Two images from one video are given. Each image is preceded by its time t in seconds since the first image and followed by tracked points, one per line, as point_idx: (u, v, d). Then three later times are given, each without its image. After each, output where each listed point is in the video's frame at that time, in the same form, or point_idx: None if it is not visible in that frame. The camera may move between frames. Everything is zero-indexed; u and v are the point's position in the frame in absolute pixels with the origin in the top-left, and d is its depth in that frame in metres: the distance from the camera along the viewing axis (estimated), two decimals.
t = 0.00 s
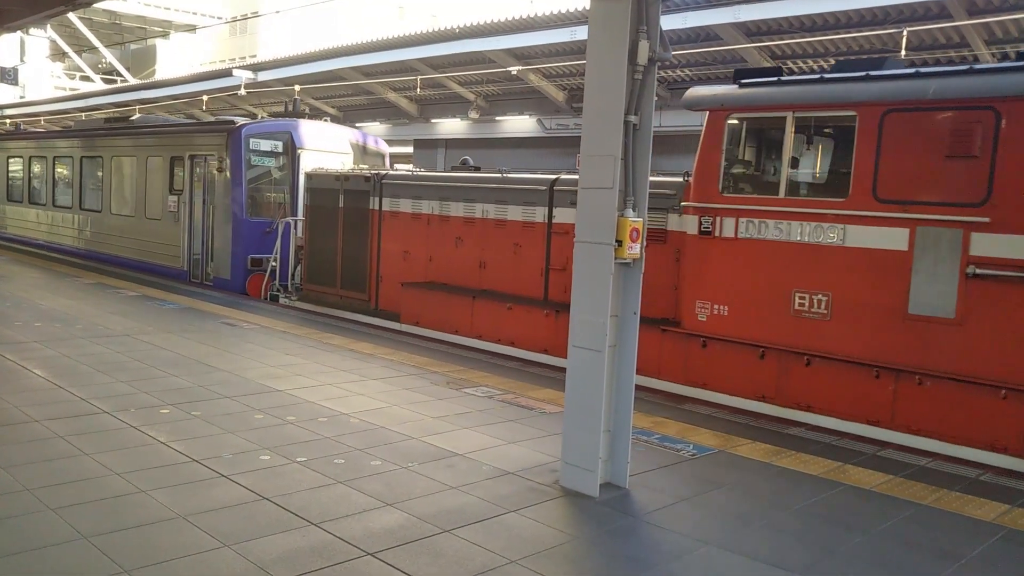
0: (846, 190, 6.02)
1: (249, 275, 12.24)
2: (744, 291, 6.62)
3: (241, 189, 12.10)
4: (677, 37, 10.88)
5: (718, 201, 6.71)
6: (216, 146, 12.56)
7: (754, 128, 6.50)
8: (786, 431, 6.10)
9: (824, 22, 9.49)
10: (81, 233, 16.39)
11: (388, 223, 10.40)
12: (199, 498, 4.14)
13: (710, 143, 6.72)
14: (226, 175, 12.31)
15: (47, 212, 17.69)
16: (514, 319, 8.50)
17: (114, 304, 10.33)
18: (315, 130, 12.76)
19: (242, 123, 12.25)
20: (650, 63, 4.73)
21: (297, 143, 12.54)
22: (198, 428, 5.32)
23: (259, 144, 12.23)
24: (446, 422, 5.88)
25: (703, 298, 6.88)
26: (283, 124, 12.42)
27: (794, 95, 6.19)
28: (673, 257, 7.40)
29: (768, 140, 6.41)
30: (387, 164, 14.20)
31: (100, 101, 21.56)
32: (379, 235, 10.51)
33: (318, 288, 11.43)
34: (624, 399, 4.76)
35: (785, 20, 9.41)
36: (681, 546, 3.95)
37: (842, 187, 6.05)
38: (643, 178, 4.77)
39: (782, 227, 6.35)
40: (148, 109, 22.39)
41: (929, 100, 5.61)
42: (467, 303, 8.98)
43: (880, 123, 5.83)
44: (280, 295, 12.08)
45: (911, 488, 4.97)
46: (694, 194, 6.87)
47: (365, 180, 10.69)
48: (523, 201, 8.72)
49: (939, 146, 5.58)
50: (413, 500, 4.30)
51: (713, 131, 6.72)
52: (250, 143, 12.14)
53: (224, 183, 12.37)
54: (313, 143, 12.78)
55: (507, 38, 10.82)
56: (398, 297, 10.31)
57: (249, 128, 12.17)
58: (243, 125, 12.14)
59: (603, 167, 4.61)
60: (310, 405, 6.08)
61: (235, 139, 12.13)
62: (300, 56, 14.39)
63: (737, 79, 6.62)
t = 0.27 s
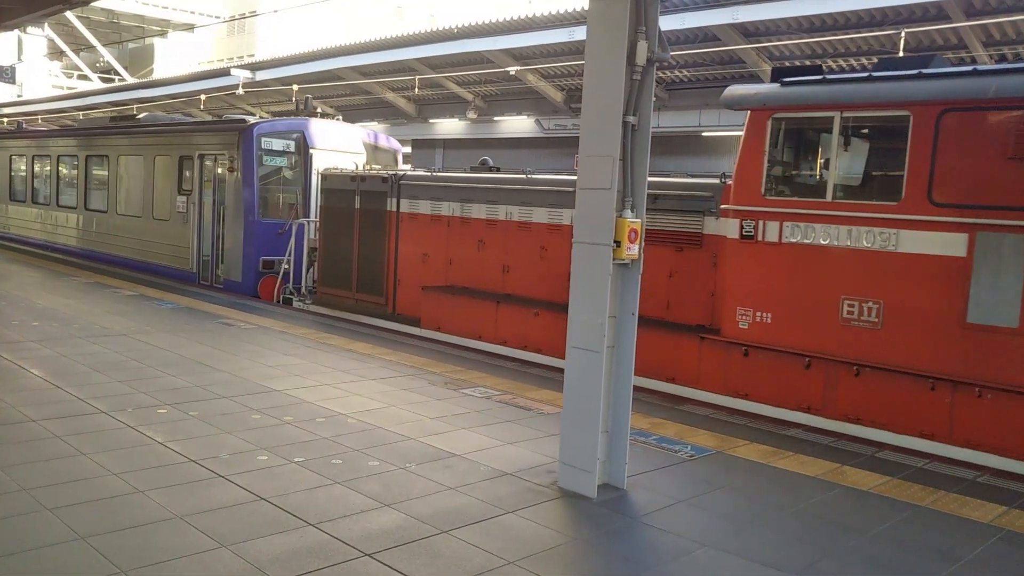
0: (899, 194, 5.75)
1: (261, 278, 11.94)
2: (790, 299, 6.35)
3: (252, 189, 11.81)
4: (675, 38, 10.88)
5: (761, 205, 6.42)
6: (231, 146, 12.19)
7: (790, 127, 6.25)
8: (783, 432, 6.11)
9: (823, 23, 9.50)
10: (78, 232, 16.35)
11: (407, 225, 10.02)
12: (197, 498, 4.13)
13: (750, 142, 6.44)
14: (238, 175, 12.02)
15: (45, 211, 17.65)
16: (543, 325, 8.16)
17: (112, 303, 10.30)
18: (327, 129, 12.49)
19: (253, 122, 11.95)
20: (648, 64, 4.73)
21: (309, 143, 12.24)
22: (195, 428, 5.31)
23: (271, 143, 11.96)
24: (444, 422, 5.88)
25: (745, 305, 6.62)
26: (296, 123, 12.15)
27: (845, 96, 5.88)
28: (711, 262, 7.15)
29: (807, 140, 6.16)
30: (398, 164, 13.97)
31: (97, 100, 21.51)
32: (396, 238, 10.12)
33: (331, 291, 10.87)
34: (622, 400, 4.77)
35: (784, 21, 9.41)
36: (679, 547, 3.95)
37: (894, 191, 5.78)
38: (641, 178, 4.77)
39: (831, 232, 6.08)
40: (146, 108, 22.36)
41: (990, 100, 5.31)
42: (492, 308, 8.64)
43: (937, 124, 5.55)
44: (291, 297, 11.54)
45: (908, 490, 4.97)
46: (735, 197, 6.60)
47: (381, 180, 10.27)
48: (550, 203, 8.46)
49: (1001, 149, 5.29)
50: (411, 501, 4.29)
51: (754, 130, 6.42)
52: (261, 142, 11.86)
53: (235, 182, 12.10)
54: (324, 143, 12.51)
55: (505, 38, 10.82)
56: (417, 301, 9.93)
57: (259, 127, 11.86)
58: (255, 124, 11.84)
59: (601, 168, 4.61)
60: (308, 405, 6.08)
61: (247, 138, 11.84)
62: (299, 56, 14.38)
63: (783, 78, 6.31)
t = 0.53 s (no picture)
0: (958, 197, 5.50)
1: (274, 281, 11.61)
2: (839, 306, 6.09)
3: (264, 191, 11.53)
4: (674, 39, 10.88)
5: (809, 208, 6.19)
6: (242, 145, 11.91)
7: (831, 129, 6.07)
8: (782, 432, 6.10)
9: (822, 23, 9.51)
10: (76, 233, 16.31)
11: (426, 228, 9.82)
12: (195, 499, 4.13)
13: (796, 142, 6.23)
14: (250, 176, 11.71)
15: (42, 212, 17.62)
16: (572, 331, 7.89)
17: (110, 304, 10.29)
18: (338, 129, 12.13)
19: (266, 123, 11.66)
20: (647, 64, 4.73)
21: (322, 143, 11.91)
22: (193, 429, 5.30)
23: (284, 144, 11.67)
24: (442, 423, 5.87)
25: (789, 313, 6.35)
26: (309, 123, 11.86)
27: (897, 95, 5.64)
28: (750, 267, 6.94)
29: (847, 142, 5.99)
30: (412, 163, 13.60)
31: (95, 101, 21.49)
32: (415, 241, 9.92)
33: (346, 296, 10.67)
34: (621, 400, 4.76)
35: (784, 21, 9.41)
36: (678, 548, 3.94)
37: (952, 194, 5.54)
38: (640, 179, 4.77)
39: (883, 237, 5.83)
40: (144, 108, 22.34)
41: None
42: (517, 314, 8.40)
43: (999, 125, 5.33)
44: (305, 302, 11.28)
45: (907, 490, 4.97)
46: (779, 200, 6.39)
47: (400, 181, 10.07)
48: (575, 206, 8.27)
49: None
50: (409, 502, 4.29)
51: (800, 131, 6.22)
52: (274, 143, 11.57)
53: (246, 184, 11.78)
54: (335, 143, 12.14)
55: (504, 38, 10.81)
56: (436, 305, 9.74)
57: (272, 128, 11.60)
58: (267, 125, 11.54)
59: (600, 169, 4.60)
60: (306, 406, 6.07)
61: (259, 139, 11.55)
62: (297, 56, 14.36)
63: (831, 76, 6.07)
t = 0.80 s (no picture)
0: None
1: (289, 285, 11.45)
2: (894, 312, 5.84)
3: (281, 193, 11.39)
4: (674, 39, 10.87)
5: (859, 212, 5.97)
6: (250, 145, 11.91)
7: (879, 126, 5.87)
8: (782, 432, 6.10)
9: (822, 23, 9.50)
10: (77, 234, 16.30)
11: (448, 231, 9.42)
12: (196, 500, 4.13)
13: (844, 141, 6.02)
14: (264, 178, 11.58)
15: (43, 213, 17.63)
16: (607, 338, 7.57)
17: (110, 305, 10.29)
18: (353, 129, 11.87)
19: (280, 123, 11.51)
20: (647, 64, 4.73)
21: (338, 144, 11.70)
22: (193, 430, 5.30)
23: (300, 144, 11.52)
24: (443, 423, 5.88)
25: (840, 318, 6.10)
26: (324, 124, 11.69)
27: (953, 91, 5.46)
28: (796, 271, 6.53)
29: (894, 141, 5.80)
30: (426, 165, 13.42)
31: (95, 102, 21.49)
32: (437, 244, 9.52)
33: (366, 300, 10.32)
34: (621, 400, 4.76)
35: (783, 21, 9.41)
36: (678, 548, 3.95)
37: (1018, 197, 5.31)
38: (640, 178, 4.77)
39: (942, 241, 5.59)
40: (144, 109, 22.34)
41: None
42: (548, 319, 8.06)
43: None
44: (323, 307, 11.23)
45: (907, 490, 4.97)
46: (827, 203, 6.16)
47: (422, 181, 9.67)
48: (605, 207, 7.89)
49: None
50: (410, 503, 4.28)
51: (848, 129, 6.01)
52: (290, 144, 11.42)
53: (262, 186, 11.62)
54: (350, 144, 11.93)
55: (504, 39, 10.81)
56: (460, 309, 9.33)
57: (288, 128, 11.43)
58: (283, 125, 11.40)
59: (600, 169, 4.60)
60: (306, 407, 6.07)
61: (275, 141, 11.40)
62: (297, 57, 14.36)
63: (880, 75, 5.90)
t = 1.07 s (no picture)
0: None
1: (304, 288, 11.13)
2: (953, 319, 5.57)
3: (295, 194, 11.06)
4: (672, 37, 10.86)
5: (914, 212, 5.69)
6: (249, 145, 11.86)
7: (935, 120, 5.63)
8: (781, 431, 6.11)
9: (819, 22, 9.51)
10: (75, 233, 16.29)
11: (471, 232, 8.98)
12: (194, 500, 4.12)
13: (899, 134, 5.75)
14: (278, 178, 11.29)
15: (41, 212, 17.62)
16: (642, 343, 7.29)
17: (108, 304, 10.29)
18: (366, 126, 11.66)
19: (294, 121, 11.19)
20: (645, 62, 4.72)
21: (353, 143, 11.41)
22: (192, 430, 5.30)
23: (314, 143, 11.19)
24: (442, 422, 5.88)
25: (894, 325, 5.82)
26: (338, 122, 11.41)
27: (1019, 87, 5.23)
28: (842, 275, 6.22)
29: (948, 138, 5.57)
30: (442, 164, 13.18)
31: (92, 101, 21.47)
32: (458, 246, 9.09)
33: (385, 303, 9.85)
34: (620, 399, 4.76)
35: (781, 20, 9.42)
36: (677, 546, 3.94)
37: None
38: (638, 177, 4.77)
39: (1007, 242, 5.29)
40: (142, 108, 22.32)
41: None
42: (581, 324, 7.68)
43: None
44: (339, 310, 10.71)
45: (906, 488, 4.98)
46: (880, 202, 5.88)
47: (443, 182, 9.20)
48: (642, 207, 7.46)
49: None
50: (409, 502, 4.28)
51: (902, 123, 5.75)
52: (304, 143, 11.11)
53: (275, 185, 11.33)
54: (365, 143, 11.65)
55: (503, 37, 10.79)
56: (484, 313, 8.89)
57: (303, 126, 11.12)
58: (297, 123, 11.09)
59: (598, 167, 4.60)
60: (305, 406, 6.07)
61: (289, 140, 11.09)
62: (295, 56, 14.34)
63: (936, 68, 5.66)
